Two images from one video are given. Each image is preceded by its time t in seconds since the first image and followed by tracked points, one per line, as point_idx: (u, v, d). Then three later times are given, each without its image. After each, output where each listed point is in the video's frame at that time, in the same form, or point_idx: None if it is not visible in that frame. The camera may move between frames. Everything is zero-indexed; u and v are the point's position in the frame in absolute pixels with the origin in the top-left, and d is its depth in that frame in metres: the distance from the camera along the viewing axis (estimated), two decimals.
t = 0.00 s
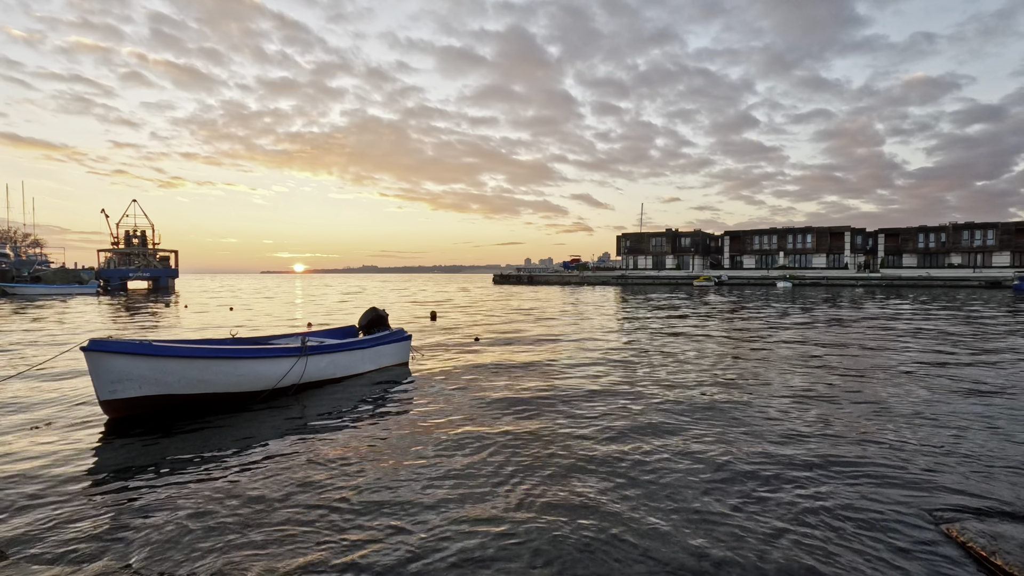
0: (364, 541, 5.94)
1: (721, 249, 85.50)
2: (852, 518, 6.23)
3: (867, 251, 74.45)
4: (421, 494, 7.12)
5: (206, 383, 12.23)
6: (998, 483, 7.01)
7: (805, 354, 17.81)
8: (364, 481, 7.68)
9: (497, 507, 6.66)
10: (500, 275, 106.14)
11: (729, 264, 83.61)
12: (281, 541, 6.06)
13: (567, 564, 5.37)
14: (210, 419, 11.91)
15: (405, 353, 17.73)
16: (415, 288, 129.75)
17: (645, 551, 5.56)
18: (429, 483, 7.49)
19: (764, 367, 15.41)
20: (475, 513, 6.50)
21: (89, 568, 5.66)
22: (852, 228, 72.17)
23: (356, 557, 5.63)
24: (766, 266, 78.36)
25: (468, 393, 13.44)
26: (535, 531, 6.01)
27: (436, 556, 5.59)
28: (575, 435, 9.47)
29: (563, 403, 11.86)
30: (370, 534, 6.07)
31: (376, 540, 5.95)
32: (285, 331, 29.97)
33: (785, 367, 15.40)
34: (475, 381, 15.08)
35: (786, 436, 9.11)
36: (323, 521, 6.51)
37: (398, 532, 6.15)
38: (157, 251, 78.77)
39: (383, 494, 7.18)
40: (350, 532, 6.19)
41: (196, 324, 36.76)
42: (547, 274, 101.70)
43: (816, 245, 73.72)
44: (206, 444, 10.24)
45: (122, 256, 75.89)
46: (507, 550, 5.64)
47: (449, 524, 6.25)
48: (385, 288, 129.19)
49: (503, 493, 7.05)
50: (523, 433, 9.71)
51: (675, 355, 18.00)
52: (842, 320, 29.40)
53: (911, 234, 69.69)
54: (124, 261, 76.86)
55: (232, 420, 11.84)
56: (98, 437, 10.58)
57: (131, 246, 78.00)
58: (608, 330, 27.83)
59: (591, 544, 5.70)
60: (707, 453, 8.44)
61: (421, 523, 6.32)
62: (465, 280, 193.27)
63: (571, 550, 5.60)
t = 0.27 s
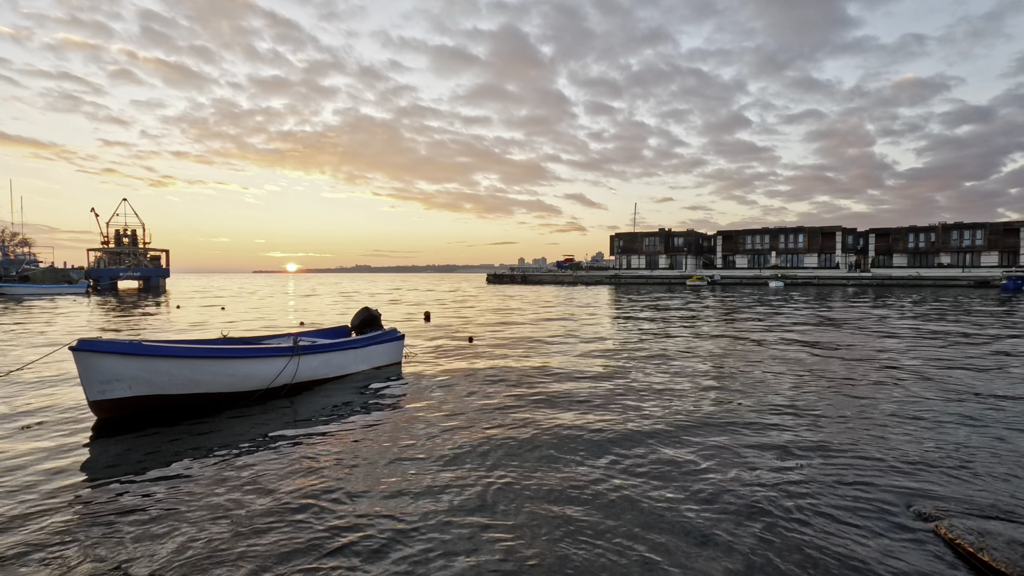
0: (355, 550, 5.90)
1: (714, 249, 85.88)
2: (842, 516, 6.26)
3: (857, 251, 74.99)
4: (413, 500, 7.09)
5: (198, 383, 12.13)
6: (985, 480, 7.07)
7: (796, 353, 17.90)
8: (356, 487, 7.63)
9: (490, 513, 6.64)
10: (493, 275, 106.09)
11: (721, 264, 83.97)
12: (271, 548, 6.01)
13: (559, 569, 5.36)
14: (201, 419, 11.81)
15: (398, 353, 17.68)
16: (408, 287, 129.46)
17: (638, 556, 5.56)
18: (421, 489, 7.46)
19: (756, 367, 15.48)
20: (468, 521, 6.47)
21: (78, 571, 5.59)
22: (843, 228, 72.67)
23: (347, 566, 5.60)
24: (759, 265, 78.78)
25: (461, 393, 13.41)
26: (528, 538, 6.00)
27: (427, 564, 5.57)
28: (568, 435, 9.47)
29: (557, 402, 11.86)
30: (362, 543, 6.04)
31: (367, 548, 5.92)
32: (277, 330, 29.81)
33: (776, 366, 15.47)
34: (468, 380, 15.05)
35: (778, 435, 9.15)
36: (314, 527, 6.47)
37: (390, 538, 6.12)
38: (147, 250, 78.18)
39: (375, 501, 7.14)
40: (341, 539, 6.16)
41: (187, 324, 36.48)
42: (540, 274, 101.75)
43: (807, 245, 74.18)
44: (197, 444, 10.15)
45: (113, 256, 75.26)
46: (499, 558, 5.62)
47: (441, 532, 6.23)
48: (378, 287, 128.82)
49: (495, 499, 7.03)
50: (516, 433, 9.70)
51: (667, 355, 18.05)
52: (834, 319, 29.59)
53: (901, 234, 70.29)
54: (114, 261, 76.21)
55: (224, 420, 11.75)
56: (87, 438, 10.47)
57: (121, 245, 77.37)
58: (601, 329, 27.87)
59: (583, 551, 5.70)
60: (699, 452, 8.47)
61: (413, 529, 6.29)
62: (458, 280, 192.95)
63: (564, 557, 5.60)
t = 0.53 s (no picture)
0: (346, 550, 5.85)
1: (707, 249, 86.24)
2: (834, 513, 6.29)
3: (849, 251, 75.51)
4: (406, 499, 7.05)
5: (189, 384, 12.03)
6: (975, 478, 7.12)
7: (789, 352, 17.96)
8: (349, 487, 7.58)
9: (483, 511, 6.61)
10: (487, 274, 106.01)
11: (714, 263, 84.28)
12: (262, 549, 5.94)
13: (552, 566, 5.35)
14: (192, 419, 11.71)
15: (391, 353, 17.60)
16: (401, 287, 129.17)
17: (630, 553, 5.55)
18: (414, 488, 7.41)
19: (748, 366, 15.52)
20: (461, 518, 6.44)
21: (68, 571, 5.51)
22: (834, 228, 73.15)
23: (338, 565, 5.55)
24: (751, 265, 79.15)
25: (455, 392, 13.36)
26: (521, 535, 5.97)
27: (419, 562, 5.53)
28: (562, 435, 9.45)
29: (550, 402, 11.84)
30: (353, 543, 5.99)
31: (360, 548, 5.87)
32: (269, 331, 29.61)
33: (770, 365, 15.52)
34: (461, 380, 15.00)
35: (770, 433, 9.18)
36: (306, 527, 6.41)
37: (382, 538, 6.07)
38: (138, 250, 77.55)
39: (367, 500, 7.08)
40: (332, 539, 6.10)
41: (178, 324, 36.19)
42: (534, 274, 101.77)
43: (799, 245, 74.61)
44: (188, 444, 10.05)
45: (103, 255, 74.66)
46: (492, 556, 5.60)
47: (434, 530, 6.18)
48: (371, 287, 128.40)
49: (489, 497, 7.00)
50: (510, 433, 9.67)
51: (661, 354, 18.07)
52: (826, 318, 29.75)
53: (892, 234, 70.80)
54: (104, 260, 75.53)
55: (216, 420, 11.65)
56: (77, 439, 10.34)
57: (111, 244, 76.73)
58: (594, 329, 27.92)
59: (576, 548, 5.68)
60: (693, 450, 8.47)
61: (405, 528, 6.25)
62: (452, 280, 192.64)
63: (556, 554, 5.58)
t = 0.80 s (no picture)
0: (337, 548, 5.78)
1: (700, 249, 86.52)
2: (826, 509, 6.31)
3: (841, 251, 75.97)
4: (398, 498, 6.98)
5: (180, 385, 11.92)
6: (965, 476, 7.16)
7: (781, 351, 18.03)
8: (341, 485, 7.51)
9: (475, 508, 6.56)
10: (481, 274, 105.91)
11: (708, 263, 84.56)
12: (251, 547, 5.86)
13: (545, 562, 5.33)
14: (182, 420, 11.59)
15: (385, 354, 17.52)
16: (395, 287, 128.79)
17: (623, 549, 5.52)
18: (406, 487, 7.35)
19: (742, 365, 15.57)
20: (453, 517, 6.39)
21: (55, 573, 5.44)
22: (826, 228, 73.58)
23: (328, 564, 5.48)
24: (744, 265, 79.48)
25: (448, 392, 13.28)
26: (513, 532, 5.93)
27: (410, 560, 5.47)
28: (554, 433, 9.41)
29: (544, 401, 11.81)
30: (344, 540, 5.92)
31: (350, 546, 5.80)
32: (261, 331, 29.41)
33: (763, 364, 15.57)
34: (455, 380, 14.95)
35: (763, 431, 9.20)
36: (296, 525, 6.34)
37: (373, 537, 6.01)
38: (129, 250, 76.93)
39: (359, 498, 7.02)
40: (323, 538, 6.02)
41: (169, 324, 35.90)
42: (528, 273, 101.76)
43: (792, 245, 75.01)
44: (179, 444, 9.96)
45: (93, 255, 74.05)
46: (484, 553, 5.55)
47: (425, 528, 6.13)
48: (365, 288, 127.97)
49: (481, 495, 6.94)
50: (504, 432, 9.63)
51: (655, 354, 18.09)
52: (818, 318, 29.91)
53: (883, 234, 71.29)
54: (94, 260, 74.85)
55: (207, 421, 11.55)
56: (65, 440, 10.23)
57: (102, 244, 76.06)
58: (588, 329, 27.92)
59: (569, 544, 5.64)
60: (686, 447, 8.48)
61: (396, 527, 6.19)
62: (446, 280, 192.33)
63: (549, 550, 5.54)
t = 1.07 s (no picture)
0: (330, 548, 5.74)
1: (694, 248, 86.84)
2: (818, 507, 6.33)
3: (833, 250, 76.44)
4: (393, 497, 6.95)
5: (171, 385, 11.82)
6: (954, 473, 7.23)
7: (774, 351, 18.11)
8: (336, 484, 7.47)
9: (470, 508, 6.55)
10: (475, 274, 105.81)
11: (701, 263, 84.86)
12: (243, 547, 5.82)
13: (539, 561, 5.32)
14: (175, 421, 11.50)
15: (378, 354, 17.45)
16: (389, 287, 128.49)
17: (618, 548, 5.53)
18: (401, 485, 7.31)
19: (735, 364, 15.62)
20: (448, 516, 6.37)
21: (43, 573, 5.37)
22: (818, 228, 74.03)
23: (322, 564, 5.45)
24: (737, 264, 79.82)
25: (443, 391, 13.26)
26: (509, 532, 5.91)
27: (404, 560, 5.45)
28: (549, 433, 9.39)
29: (538, 401, 11.79)
30: (337, 539, 5.89)
31: (343, 546, 5.77)
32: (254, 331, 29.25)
33: (755, 364, 15.64)
34: (449, 379, 14.92)
35: (756, 430, 9.23)
36: (289, 525, 6.31)
37: (367, 535, 5.98)
38: (120, 249, 76.34)
39: (354, 498, 6.98)
40: (316, 538, 5.98)
41: (160, 324, 35.63)
42: (522, 273, 101.76)
43: (784, 245, 75.41)
44: (170, 445, 9.88)
45: (84, 255, 73.43)
46: (479, 552, 5.53)
47: (420, 527, 6.10)
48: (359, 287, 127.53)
49: (476, 494, 6.92)
50: (497, 431, 9.61)
51: (649, 353, 18.12)
52: (810, 317, 30.10)
53: (875, 234, 71.84)
54: (85, 259, 74.21)
55: (198, 421, 11.46)
56: (55, 440, 10.11)
57: (92, 243, 75.42)
58: (582, 329, 27.95)
59: (564, 543, 5.63)
60: (680, 447, 8.49)
61: (390, 525, 6.17)
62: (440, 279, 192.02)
63: (546, 551, 5.52)
